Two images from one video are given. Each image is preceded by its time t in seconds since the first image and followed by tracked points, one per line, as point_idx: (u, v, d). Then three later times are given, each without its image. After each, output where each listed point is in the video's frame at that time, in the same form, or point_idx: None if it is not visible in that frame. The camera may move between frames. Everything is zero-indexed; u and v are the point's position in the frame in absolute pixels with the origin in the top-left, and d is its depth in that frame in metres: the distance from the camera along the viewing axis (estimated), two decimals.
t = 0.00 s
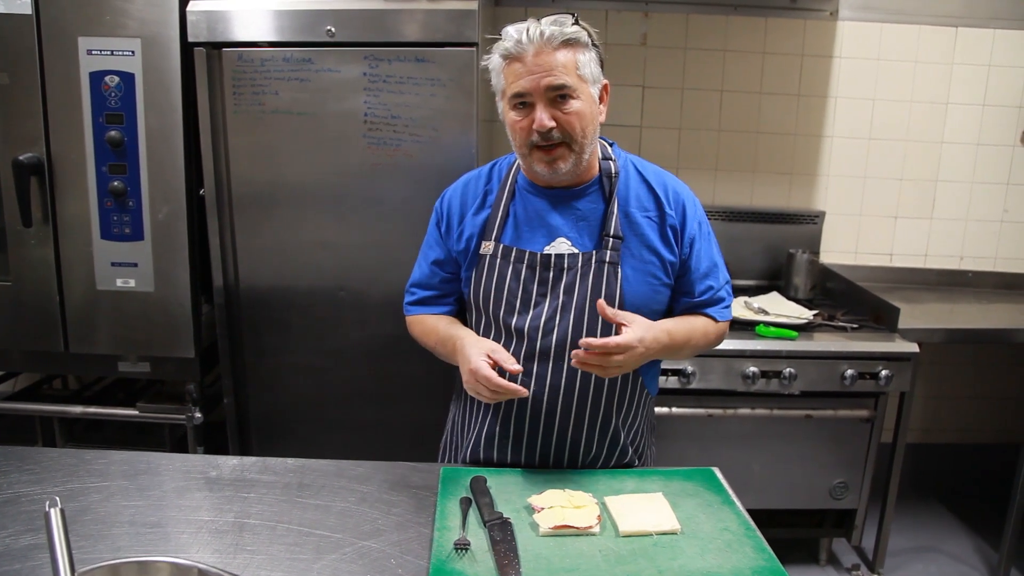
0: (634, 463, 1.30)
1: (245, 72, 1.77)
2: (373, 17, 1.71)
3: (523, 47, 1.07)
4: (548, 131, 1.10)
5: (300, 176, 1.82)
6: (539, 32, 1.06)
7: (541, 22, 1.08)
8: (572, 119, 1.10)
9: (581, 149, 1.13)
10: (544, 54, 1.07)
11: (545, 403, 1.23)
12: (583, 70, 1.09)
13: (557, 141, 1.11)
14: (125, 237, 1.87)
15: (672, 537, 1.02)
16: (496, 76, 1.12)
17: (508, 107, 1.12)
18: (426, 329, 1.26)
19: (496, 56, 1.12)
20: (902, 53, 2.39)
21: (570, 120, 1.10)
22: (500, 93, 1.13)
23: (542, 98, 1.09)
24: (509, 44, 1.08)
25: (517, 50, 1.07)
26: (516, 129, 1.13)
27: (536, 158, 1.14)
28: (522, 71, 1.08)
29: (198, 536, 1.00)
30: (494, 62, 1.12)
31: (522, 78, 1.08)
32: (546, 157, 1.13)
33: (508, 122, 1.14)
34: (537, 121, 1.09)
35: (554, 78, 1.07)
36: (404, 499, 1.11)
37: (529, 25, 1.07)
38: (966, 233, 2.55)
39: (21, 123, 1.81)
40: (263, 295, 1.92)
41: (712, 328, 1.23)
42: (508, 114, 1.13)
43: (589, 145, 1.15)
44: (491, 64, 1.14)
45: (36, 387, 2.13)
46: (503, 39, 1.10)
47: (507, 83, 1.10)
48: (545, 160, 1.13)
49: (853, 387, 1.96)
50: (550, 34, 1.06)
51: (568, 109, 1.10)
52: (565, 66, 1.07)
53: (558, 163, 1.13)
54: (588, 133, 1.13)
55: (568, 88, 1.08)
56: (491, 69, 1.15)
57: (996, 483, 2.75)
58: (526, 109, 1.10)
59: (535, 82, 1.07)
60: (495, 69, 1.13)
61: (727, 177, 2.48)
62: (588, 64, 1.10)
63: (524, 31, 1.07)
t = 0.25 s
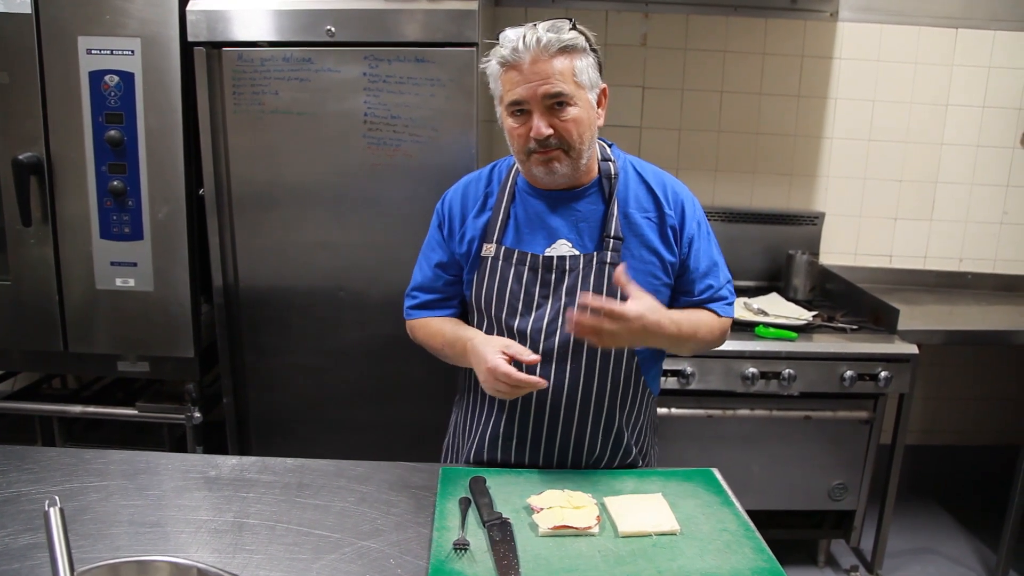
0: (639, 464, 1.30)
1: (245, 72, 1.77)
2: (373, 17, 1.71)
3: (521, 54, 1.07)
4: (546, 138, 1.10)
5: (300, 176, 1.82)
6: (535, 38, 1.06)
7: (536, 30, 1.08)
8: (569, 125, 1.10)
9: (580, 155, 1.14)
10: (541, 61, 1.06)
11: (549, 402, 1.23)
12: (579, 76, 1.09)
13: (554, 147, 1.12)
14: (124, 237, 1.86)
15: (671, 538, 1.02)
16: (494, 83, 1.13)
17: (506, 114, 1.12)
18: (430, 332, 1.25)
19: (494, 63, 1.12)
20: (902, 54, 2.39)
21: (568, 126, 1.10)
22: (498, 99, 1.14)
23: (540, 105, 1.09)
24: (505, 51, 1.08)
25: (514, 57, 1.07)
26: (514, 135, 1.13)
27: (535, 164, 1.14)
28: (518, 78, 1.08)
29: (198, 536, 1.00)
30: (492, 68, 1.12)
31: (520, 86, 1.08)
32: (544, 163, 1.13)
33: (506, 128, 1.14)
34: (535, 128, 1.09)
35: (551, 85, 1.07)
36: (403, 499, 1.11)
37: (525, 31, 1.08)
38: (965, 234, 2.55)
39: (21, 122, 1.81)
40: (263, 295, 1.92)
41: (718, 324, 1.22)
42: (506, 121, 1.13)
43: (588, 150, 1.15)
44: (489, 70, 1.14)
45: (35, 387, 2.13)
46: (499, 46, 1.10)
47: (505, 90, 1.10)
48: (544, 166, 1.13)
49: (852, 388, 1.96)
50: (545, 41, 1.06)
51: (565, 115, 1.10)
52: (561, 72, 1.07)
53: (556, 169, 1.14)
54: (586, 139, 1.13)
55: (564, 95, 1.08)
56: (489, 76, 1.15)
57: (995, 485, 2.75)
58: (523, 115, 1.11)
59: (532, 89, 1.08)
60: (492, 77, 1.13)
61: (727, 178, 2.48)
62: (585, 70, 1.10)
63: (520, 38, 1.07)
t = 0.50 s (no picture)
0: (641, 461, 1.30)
1: (245, 72, 1.77)
2: (373, 18, 1.71)
3: (529, 69, 1.03)
4: (553, 153, 1.09)
5: (300, 176, 1.82)
6: (545, 56, 1.02)
7: (545, 43, 1.03)
8: (577, 139, 1.09)
9: (585, 164, 1.14)
10: (550, 78, 1.03)
11: (551, 402, 1.23)
12: (588, 90, 1.07)
13: (562, 159, 1.11)
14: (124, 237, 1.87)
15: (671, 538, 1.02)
16: (498, 93, 1.09)
17: (511, 126, 1.09)
18: (425, 336, 1.24)
19: (498, 72, 1.07)
20: (901, 55, 2.39)
21: (575, 140, 1.09)
22: (501, 108, 1.10)
23: (548, 122, 1.06)
24: (513, 66, 1.04)
25: (522, 72, 1.03)
26: (519, 146, 1.11)
27: (540, 173, 1.14)
28: (527, 95, 1.04)
29: (198, 536, 1.00)
30: (495, 77, 1.08)
31: (528, 102, 1.05)
32: (550, 173, 1.13)
33: (511, 138, 1.12)
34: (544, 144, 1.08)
35: (561, 104, 1.04)
36: (403, 499, 1.11)
37: (533, 45, 1.03)
38: (965, 234, 2.55)
39: (21, 122, 1.81)
40: (263, 295, 1.92)
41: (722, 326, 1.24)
42: (512, 132, 1.11)
43: (592, 158, 1.14)
44: (491, 77, 1.10)
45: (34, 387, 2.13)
46: (505, 57, 1.05)
47: (511, 103, 1.07)
48: (550, 176, 1.13)
49: (852, 388, 1.96)
50: (556, 58, 1.02)
51: (574, 130, 1.08)
52: (570, 89, 1.04)
53: (561, 178, 1.14)
54: (592, 149, 1.13)
55: (574, 112, 1.06)
56: (491, 83, 1.10)
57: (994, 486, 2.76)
58: (530, 130, 1.08)
59: (542, 107, 1.05)
60: (496, 86, 1.08)
61: (727, 179, 2.49)
62: (592, 81, 1.07)
63: (529, 54, 1.02)
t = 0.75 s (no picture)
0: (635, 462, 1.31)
1: (245, 73, 1.77)
2: (373, 19, 1.71)
3: (547, 96, 0.99)
4: (565, 176, 1.07)
5: (300, 177, 1.83)
6: (565, 85, 0.98)
7: (564, 70, 0.99)
8: (589, 163, 1.07)
9: (594, 184, 1.13)
10: (568, 107, 1.00)
11: (548, 407, 1.23)
12: (604, 115, 1.04)
13: (572, 180, 1.10)
14: (124, 237, 1.87)
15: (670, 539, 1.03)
16: (510, 114, 1.05)
17: (523, 147, 1.06)
18: (427, 343, 1.28)
19: (512, 93, 1.03)
20: (900, 57, 2.40)
21: (587, 164, 1.07)
22: (512, 128, 1.07)
23: (562, 148, 1.04)
24: (531, 94, 0.99)
25: (539, 99, 0.99)
26: (529, 166, 1.09)
27: (548, 190, 1.13)
28: (544, 124, 1.01)
29: (198, 537, 1.00)
30: (508, 97, 1.04)
31: (543, 129, 1.02)
32: (559, 192, 1.12)
33: (521, 156, 1.09)
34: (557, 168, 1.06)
35: (577, 132, 1.02)
36: (402, 500, 1.11)
37: (553, 72, 0.99)
38: (964, 235, 2.55)
39: (22, 122, 1.81)
40: (262, 295, 1.92)
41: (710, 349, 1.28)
42: (522, 152, 1.08)
43: (601, 175, 1.13)
44: (502, 94, 1.05)
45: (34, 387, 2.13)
46: (521, 81, 1.01)
47: (524, 127, 1.03)
48: (559, 194, 1.13)
49: (850, 390, 1.97)
50: (576, 88, 0.99)
51: (588, 155, 1.06)
52: (588, 117, 1.02)
53: (569, 196, 1.13)
54: (602, 168, 1.12)
55: (590, 140, 1.04)
56: (501, 99, 1.06)
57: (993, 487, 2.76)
58: (543, 154, 1.06)
59: (558, 136, 1.02)
60: (508, 106, 1.04)
61: (726, 180, 2.49)
62: (608, 105, 1.04)
63: (548, 82, 0.98)
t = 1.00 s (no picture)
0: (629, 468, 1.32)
1: (244, 73, 1.77)
2: (372, 20, 1.71)
3: (559, 105, 0.99)
4: (576, 186, 1.07)
5: (298, 177, 1.83)
6: (578, 95, 0.98)
7: (576, 79, 0.99)
8: (600, 172, 1.07)
9: (603, 193, 1.12)
10: (582, 116, 1.00)
11: (546, 411, 1.24)
12: (614, 125, 1.04)
13: (581, 190, 1.10)
14: (122, 238, 1.86)
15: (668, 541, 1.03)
16: (520, 123, 1.04)
17: (533, 156, 1.06)
18: (432, 355, 1.26)
19: (522, 101, 1.03)
20: (898, 59, 2.40)
21: (598, 173, 1.07)
22: (521, 137, 1.06)
23: (575, 158, 1.04)
24: (543, 103, 0.99)
25: (552, 108, 0.99)
26: (540, 176, 1.08)
27: (556, 200, 1.12)
28: (556, 133, 1.01)
29: (196, 538, 1.00)
30: (518, 106, 1.03)
31: (555, 138, 1.02)
32: (569, 202, 1.11)
33: (529, 165, 1.09)
34: (567, 178, 1.06)
35: (590, 141, 1.02)
36: (400, 501, 1.11)
37: (566, 82, 0.99)
38: (961, 237, 2.56)
39: (19, 123, 1.81)
40: (260, 296, 1.92)
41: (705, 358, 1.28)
42: (531, 161, 1.07)
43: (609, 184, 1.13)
44: (512, 103, 1.05)
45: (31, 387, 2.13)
46: (532, 90, 1.01)
47: (535, 136, 1.03)
48: (567, 204, 1.12)
49: (848, 392, 1.97)
50: (589, 98, 0.99)
51: (598, 164, 1.06)
52: (599, 126, 1.02)
53: (579, 206, 1.13)
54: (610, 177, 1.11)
55: (601, 149, 1.03)
56: (511, 108, 1.06)
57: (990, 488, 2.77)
58: (553, 163, 1.05)
59: (570, 145, 1.02)
60: (519, 116, 1.04)
61: (724, 181, 2.49)
62: (618, 114, 1.04)
63: (561, 91, 0.98)
